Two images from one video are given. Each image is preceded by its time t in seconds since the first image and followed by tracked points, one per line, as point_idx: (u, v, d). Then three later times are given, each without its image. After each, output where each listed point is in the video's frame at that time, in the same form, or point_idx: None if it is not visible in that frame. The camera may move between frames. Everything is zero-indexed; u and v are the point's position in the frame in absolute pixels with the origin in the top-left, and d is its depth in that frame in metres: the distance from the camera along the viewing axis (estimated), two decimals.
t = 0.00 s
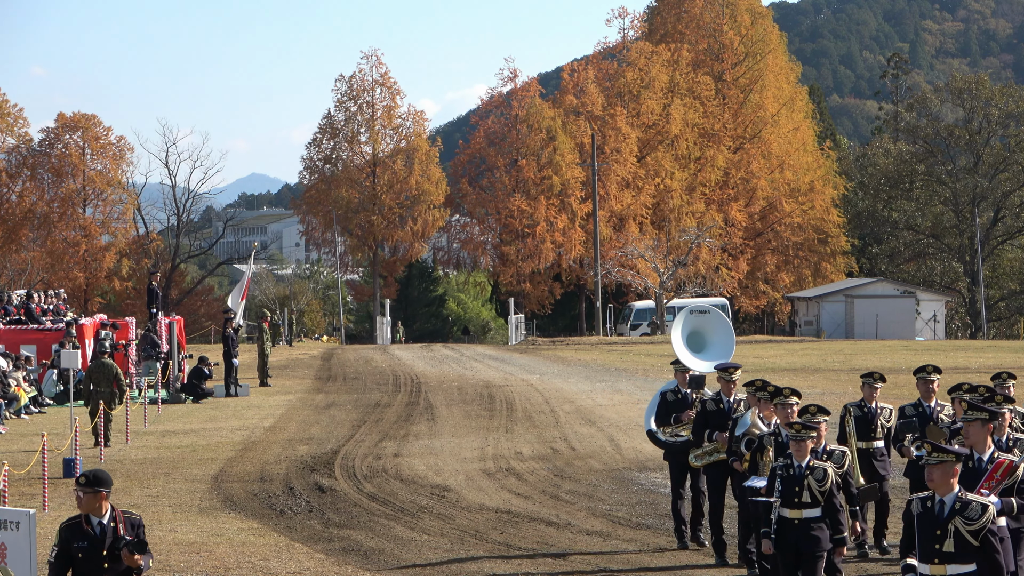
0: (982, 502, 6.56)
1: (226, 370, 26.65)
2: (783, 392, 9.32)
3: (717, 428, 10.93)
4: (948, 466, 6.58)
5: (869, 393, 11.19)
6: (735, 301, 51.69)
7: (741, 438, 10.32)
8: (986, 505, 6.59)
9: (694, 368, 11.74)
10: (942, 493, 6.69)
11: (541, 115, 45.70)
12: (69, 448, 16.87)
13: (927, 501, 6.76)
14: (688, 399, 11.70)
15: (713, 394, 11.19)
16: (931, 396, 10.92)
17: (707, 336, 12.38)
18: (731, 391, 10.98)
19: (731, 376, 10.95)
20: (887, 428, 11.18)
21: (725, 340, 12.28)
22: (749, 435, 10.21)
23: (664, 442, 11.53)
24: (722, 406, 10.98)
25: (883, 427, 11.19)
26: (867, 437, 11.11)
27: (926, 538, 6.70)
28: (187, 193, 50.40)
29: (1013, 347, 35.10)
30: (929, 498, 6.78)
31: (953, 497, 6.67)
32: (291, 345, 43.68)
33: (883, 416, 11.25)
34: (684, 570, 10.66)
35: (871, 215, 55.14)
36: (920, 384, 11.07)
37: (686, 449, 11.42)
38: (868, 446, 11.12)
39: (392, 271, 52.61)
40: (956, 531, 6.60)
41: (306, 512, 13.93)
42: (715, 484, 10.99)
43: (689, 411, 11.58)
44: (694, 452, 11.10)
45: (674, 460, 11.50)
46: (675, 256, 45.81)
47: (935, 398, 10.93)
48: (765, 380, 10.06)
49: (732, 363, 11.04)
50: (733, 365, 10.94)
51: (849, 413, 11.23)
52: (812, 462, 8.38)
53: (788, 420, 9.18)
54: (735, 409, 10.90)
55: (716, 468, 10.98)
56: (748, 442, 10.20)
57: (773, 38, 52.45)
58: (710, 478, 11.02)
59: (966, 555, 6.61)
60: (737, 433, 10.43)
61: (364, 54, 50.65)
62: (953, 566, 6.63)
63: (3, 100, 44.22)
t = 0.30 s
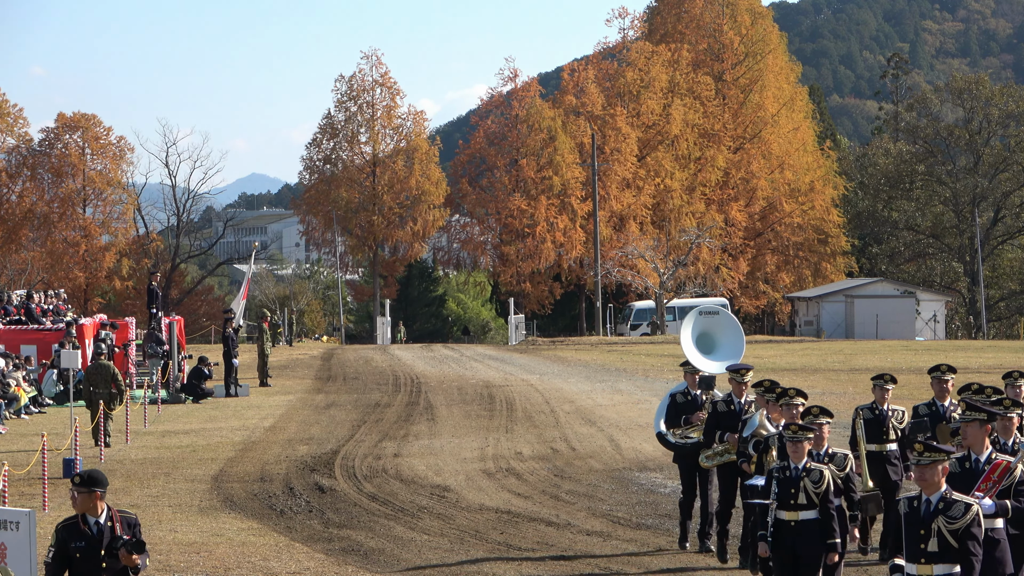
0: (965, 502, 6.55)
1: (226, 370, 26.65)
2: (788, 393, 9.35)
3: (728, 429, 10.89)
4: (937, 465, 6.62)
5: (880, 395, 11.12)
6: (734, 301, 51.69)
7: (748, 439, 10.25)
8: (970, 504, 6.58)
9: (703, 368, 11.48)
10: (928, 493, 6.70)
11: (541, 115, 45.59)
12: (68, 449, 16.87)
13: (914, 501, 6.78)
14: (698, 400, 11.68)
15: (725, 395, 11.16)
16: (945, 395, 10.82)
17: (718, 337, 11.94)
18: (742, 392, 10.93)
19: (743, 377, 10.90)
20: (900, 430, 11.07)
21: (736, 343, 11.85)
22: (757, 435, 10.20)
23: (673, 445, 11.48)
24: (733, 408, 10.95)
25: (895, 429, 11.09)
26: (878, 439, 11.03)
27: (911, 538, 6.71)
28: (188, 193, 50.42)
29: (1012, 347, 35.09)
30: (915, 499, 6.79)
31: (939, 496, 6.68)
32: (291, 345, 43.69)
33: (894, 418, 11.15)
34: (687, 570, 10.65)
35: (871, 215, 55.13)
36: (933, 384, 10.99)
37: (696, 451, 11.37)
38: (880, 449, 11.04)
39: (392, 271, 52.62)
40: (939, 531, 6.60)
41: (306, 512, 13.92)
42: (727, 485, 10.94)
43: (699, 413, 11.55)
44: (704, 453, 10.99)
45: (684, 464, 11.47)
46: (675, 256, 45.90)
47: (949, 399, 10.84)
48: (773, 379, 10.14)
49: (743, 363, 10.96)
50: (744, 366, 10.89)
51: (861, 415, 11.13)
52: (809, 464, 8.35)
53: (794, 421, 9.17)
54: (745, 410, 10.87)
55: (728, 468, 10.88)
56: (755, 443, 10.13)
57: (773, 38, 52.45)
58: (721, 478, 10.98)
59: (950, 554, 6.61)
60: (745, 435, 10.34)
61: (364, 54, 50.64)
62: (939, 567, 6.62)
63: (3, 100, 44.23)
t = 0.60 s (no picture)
0: (942, 511, 6.56)
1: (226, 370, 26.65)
2: (790, 396, 9.41)
3: (736, 431, 10.83)
4: (915, 476, 6.62)
5: (889, 396, 11.04)
6: (734, 301, 51.70)
7: (753, 440, 10.27)
8: (947, 513, 6.57)
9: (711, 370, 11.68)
10: (906, 502, 6.69)
11: (541, 115, 45.51)
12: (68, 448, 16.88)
13: (891, 511, 6.78)
14: (705, 400, 11.69)
15: (732, 398, 11.10)
16: (955, 397, 10.69)
17: (728, 336, 12.33)
18: (751, 395, 10.89)
19: (749, 379, 10.91)
20: (909, 431, 10.96)
21: (743, 344, 12.17)
22: (761, 437, 10.19)
23: (682, 445, 11.39)
24: (740, 410, 10.88)
25: (905, 429, 10.94)
26: (888, 441, 10.89)
27: (889, 548, 6.71)
28: (188, 193, 50.44)
29: (1012, 346, 35.07)
30: (893, 508, 6.78)
31: (916, 505, 6.67)
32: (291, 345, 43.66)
33: (904, 419, 11.03)
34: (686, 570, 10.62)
35: (871, 215, 55.09)
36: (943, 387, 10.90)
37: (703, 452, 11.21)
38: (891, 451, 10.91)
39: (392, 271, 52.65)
40: (916, 541, 6.59)
41: (306, 512, 13.92)
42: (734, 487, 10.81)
43: (707, 414, 11.57)
44: (712, 457, 10.78)
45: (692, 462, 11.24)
46: (675, 256, 45.91)
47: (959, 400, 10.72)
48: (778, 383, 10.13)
49: (750, 366, 10.96)
50: (752, 368, 10.90)
51: (870, 416, 11.02)
52: (803, 470, 8.28)
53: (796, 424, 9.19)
54: (753, 413, 10.80)
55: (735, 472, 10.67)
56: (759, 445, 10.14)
57: (773, 38, 52.46)
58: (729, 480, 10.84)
59: (929, 564, 6.59)
60: (750, 436, 10.35)
61: (364, 54, 50.60)
62: None
63: (3, 100, 44.22)
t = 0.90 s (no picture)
0: (917, 512, 6.76)
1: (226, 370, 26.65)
2: (791, 395, 9.36)
3: (741, 431, 10.71)
4: (885, 477, 6.83)
5: (897, 396, 11.01)
6: (734, 300, 51.69)
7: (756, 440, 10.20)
8: (922, 513, 6.77)
9: (717, 370, 11.48)
10: (878, 504, 6.92)
11: (541, 115, 45.62)
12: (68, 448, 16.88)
13: (863, 511, 7.00)
14: (711, 402, 11.74)
15: (739, 396, 10.98)
16: (961, 396, 10.67)
17: (733, 338, 11.97)
18: (756, 393, 10.76)
19: (755, 377, 10.76)
20: (918, 431, 10.96)
21: (750, 344, 11.81)
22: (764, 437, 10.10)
23: (687, 446, 11.43)
24: (746, 409, 10.77)
25: (914, 430, 10.97)
26: (896, 441, 10.87)
27: (863, 550, 6.94)
28: (188, 193, 50.44)
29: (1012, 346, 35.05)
30: (865, 509, 7.00)
31: (888, 506, 6.89)
32: (291, 345, 43.63)
33: (913, 419, 11.02)
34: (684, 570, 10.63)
35: (871, 215, 55.06)
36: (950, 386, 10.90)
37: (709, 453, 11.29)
38: (899, 451, 10.89)
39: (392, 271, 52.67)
40: (891, 541, 6.80)
41: (306, 512, 13.92)
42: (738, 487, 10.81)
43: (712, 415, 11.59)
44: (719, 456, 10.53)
45: (697, 464, 11.39)
46: (675, 256, 45.92)
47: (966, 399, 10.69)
48: (783, 382, 10.05)
49: (756, 364, 10.82)
50: (757, 366, 10.75)
51: (878, 417, 11.02)
52: (793, 469, 8.23)
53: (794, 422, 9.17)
54: (759, 412, 10.69)
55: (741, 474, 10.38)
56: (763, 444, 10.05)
57: (773, 38, 52.47)
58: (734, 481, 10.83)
59: (906, 564, 6.80)
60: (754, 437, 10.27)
61: (364, 54, 50.63)
62: None
63: (3, 100, 44.21)
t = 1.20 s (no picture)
0: (891, 524, 6.60)
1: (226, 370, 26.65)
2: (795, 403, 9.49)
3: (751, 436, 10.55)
4: (859, 486, 6.66)
5: (909, 400, 10.98)
6: (734, 300, 51.72)
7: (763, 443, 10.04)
8: (897, 526, 6.62)
9: (726, 373, 11.57)
10: (852, 515, 6.75)
11: (541, 114, 45.80)
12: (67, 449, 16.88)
13: (837, 524, 6.86)
14: (720, 404, 11.59)
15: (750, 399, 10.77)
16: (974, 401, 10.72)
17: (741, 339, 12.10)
18: (768, 397, 10.54)
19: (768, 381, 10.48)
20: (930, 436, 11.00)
21: (759, 346, 11.94)
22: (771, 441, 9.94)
23: (695, 449, 11.23)
24: (758, 413, 10.58)
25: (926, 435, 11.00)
26: (907, 446, 10.95)
27: (836, 561, 6.79)
28: (188, 193, 50.45)
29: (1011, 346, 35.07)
30: (839, 521, 6.86)
31: (864, 517, 6.72)
32: (291, 345, 43.65)
33: (926, 423, 11.05)
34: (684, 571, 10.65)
35: (871, 215, 55.08)
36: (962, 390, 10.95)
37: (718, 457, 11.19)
38: (910, 455, 10.97)
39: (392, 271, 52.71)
40: (865, 553, 6.63)
41: (306, 512, 13.93)
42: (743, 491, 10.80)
43: (721, 417, 11.45)
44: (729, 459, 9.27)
45: (706, 467, 11.31)
46: (675, 256, 45.94)
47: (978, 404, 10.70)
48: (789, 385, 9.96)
49: (769, 367, 10.54)
50: (770, 369, 10.49)
51: (890, 421, 11.09)
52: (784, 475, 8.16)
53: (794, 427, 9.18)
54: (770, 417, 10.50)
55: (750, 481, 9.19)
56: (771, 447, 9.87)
57: (773, 38, 52.47)
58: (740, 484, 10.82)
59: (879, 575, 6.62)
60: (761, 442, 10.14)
61: (364, 54, 50.66)
62: None
63: (3, 100, 44.21)
